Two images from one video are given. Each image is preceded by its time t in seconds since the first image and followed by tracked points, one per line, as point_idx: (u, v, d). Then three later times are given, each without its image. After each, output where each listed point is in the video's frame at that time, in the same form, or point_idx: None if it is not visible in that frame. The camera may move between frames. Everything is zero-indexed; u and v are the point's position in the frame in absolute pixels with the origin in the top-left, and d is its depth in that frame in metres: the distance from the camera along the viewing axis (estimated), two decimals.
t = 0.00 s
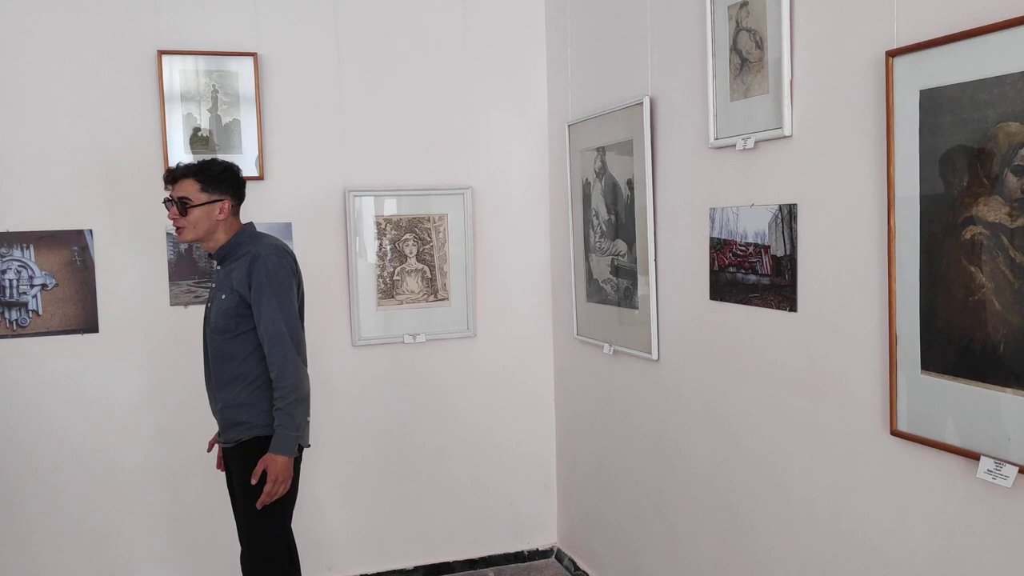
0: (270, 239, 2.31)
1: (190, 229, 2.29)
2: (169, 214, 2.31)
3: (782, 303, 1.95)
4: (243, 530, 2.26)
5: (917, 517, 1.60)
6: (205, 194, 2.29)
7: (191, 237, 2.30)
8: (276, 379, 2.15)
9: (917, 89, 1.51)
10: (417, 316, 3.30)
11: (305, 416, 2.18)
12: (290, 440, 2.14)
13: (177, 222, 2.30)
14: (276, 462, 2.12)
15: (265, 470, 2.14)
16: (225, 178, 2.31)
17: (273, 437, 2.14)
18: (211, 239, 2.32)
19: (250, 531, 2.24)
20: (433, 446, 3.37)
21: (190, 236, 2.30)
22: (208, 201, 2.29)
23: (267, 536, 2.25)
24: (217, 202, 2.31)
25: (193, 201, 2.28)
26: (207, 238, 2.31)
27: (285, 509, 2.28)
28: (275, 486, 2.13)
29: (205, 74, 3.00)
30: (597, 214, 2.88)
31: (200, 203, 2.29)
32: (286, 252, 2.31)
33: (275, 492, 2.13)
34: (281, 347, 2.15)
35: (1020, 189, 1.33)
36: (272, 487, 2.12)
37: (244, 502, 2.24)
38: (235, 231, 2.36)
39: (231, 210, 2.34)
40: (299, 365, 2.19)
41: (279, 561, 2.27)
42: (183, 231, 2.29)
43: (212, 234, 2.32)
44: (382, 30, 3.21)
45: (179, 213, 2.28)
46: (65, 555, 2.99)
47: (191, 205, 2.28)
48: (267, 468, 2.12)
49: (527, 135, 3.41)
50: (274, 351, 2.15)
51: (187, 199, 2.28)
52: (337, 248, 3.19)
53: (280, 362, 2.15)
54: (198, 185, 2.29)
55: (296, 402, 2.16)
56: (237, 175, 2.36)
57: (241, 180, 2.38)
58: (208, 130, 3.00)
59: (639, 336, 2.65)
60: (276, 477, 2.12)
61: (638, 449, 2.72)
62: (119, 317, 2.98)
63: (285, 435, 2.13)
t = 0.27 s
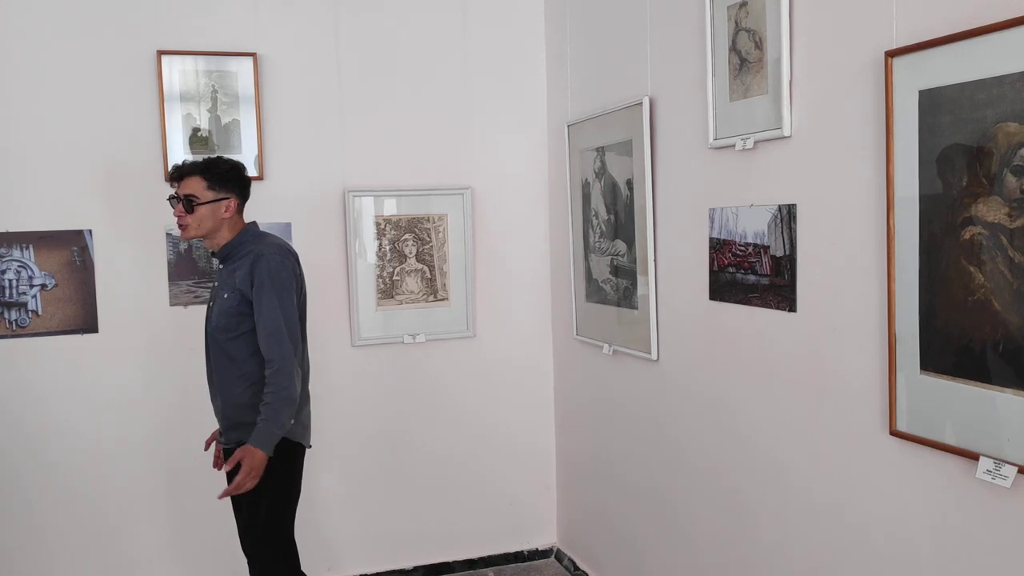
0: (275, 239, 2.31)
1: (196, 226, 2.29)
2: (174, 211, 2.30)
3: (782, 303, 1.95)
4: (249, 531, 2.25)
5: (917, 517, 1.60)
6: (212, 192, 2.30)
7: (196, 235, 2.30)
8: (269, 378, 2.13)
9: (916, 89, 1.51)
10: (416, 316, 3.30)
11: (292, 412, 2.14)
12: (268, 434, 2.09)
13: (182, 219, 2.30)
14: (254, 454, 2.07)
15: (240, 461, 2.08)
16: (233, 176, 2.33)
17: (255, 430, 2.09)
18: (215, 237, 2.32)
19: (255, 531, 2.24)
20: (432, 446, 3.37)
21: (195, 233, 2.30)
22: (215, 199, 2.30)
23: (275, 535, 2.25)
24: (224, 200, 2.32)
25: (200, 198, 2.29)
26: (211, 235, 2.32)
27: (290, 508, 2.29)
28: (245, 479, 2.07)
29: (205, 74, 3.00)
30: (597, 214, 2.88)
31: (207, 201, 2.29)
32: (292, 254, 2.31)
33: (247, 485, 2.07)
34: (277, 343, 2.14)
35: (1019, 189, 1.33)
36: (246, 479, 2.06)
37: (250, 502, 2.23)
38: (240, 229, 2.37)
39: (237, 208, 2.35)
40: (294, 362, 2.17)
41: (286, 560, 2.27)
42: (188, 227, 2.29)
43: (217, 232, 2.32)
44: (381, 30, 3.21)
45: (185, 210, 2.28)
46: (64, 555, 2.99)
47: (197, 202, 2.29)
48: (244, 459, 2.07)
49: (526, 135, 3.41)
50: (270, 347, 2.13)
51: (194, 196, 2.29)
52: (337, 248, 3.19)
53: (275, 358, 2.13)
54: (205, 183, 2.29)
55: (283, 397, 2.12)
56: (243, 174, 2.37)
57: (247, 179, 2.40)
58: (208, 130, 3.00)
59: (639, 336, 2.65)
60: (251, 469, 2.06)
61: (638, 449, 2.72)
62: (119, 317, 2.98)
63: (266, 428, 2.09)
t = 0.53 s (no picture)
0: (280, 243, 2.32)
1: (197, 225, 2.29)
2: (177, 210, 2.31)
3: (780, 304, 1.95)
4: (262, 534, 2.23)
5: (915, 519, 1.60)
6: (214, 191, 2.30)
7: (197, 234, 2.31)
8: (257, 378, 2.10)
9: (914, 90, 1.51)
10: (414, 317, 3.29)
11: (277, 412, 2.09)
12: (249, 430, 2.02)
13: (185, 218, 2.30)
14: (231, 450, 1.99)
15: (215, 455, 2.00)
16: (235, 177, 2.32)
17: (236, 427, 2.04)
18: (216, 237, 2.32)
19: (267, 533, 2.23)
20: (430, 447, 3.36)
21: (197, 232, 2.30)
22: (217, 198, 2.30)
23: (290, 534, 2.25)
24: (226, 200, 2.31)
25: (201, 197, 2.29)
26: (212, 235, 2.31)
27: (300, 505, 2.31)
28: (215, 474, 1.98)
29: (203, 75, 2.99)
30: (595, 215, 2.88)
31: (208, 200, 2.29)
32: (295, 258, 2.31)
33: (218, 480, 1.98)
34: (269, 342, 2.11)
35: (1017, 191, 1.33)
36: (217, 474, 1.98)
37: (261, 504, 2.22)
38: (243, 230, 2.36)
39: (240, 209, 2.35)
40: (285, 363, 2.13)
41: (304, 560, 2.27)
42: (190, 226, 2.29)
43: (218, 232, 2.32)
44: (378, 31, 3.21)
45: (187, 209, 2.28)
46: (61, 557, 2.98)
47: (199, 201, 2.29)
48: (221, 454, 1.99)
49: (526, 136, 3.41)
50: (263, 346, 2.11)
51: (196, 195, 2.29)
52: (335, 248, 3.19)
53: (267, 357, 2.11)
54: (207, 182, 2.30)
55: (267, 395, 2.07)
56: (248, 175, 2.36)
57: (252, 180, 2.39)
58: (205, 131, 3.00)
59: (637, 337, 2.65)
60: (225, 464, 1.98)
61: (636, 450, 2.72)
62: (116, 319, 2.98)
63: (247, 424, 2.03)
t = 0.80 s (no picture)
0: (283, 245, 2.32)
1: (198, 225, 2.29)
2: (179, 209, 2.31)
3: (777, 305, 1.95)
4: (268, 538, 2.23)
5: (911, 519, 1.60)
6: (215, 191, 2.29)
7: (198, 234, 2.30)
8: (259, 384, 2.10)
9: (911, 91, 1.51)
10: (412, 318, 3.29)
11: (278, 418, 2.09)
12: (250, 436, 2.02)
13: (186, 217, 2.30)
14: (232, 460, 1.97)
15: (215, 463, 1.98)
16: (237, 176, 2.31)
17: (236, 433, 2.03)
18: (217, 237, 2.31)
19: (273, 537, 2.23)
20: (428, 448, 3.36)
21: (198, 232, 2.30)
22: (218, 198, 2.29)
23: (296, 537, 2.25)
24: (228, 200, 2.31)
25: (202, 196, 2.28)
26: (213, 235, 2.31)
27: (305, 508, 2.30)
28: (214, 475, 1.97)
29: (200, 75, 2.99)
30: (592, 216, 2.88)
31: (209, 200, 2.29)
32: (297, 261, 2.31)
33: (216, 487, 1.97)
34: (272, 348, 2.11)
35: (1014, 191, 1.33)
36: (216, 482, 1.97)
37: (264, 507, 2.22)
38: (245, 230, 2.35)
39: (242, 209, 2.34)
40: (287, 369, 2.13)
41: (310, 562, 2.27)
42: (191, 226, 2.29)
43: (219, 233, 2.31)
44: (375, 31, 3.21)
45: (188, 208, 2.28)
46: (57, 558, 2.97)
47: (200, 201, 2.29)
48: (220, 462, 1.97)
49: (523, 137, 3.40)
50: (266, 351, 2.11)
51: (197, 195, 2.29)
52: (332, 249, 3.19)
53: (269, 363, 2.11)
54: (208, 181, 2.29)
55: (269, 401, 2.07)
56: (250, 175, 2.35)
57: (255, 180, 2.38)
58: (202, 132, 3.00)
59: (634, 338, 2.65)
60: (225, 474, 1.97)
61: (633, 451, 2.72)
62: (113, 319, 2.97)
63: (248, 431, 2.02)
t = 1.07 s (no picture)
0: (292, 247, 2.30)
1: (204, 225, 2.27)
2: (186, 208, 2.29)
3: (776, 305, 1.95)
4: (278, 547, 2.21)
5: (911, 520, 1.60)
6: (222, 190, 2.27)
7: (204, 233, 2.28)
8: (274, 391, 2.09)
9: (910, 90, 1.51)
10: (410, 319, 3.29)
11: (295, 426, 2.10)
12: (270, 447, 2.03)
13: (193, 217, 2.28)
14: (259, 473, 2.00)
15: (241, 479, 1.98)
16: (243, 175, 2.28)
17: (256, 444, 2.03)
18: (224, 237, 2.29)
19: (283, 543, 2.21)
20: (426, 449, 3.35)
21: (205, 232, 2.28)
22: (224, 197, 2.27)
23: (303, 542, 2.24)
24: (235, 199, 2.28)
25: (209, 195, 2.26)
26: (220, 235, 2.28)
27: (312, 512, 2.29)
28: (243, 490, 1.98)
29: (198, 75, 2.99)
30: (591, 216, 2.87)
31: (216, 199, 2.26)
32: (307, 263, 2.30)
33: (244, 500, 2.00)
34: (285, 354, 2.11)
35: (1014, 191, 1.33)
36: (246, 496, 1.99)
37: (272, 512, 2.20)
38: (253, 230, 2.33)
39: (249, 208, 2.31)
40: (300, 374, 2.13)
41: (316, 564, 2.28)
42: (198, 225, 2.27)
43: (226, 232, 2.29)
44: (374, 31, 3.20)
45: (195, 207, 2.26)
46: (55, 560, 2.96)
47: (206, 200, 2.26)
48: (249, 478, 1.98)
49: (522, 137, 3.40)
50: (279, 357, 2.11)
51: (203, 194, 2.26)
52: (331, 249, 3.18)
53: (283, 369, 2.10)
54: (215, 180, 2.27)
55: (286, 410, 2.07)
56: (258, 174, 2.32)
57: (262, 178, 2.35)
58: (200, 132, 2.99)
59: (633, 338, 2.65)
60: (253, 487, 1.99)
61: (632, 452, 2.72)
62: (111, 320, 2.96)
63: (269, 441, 2.03)
